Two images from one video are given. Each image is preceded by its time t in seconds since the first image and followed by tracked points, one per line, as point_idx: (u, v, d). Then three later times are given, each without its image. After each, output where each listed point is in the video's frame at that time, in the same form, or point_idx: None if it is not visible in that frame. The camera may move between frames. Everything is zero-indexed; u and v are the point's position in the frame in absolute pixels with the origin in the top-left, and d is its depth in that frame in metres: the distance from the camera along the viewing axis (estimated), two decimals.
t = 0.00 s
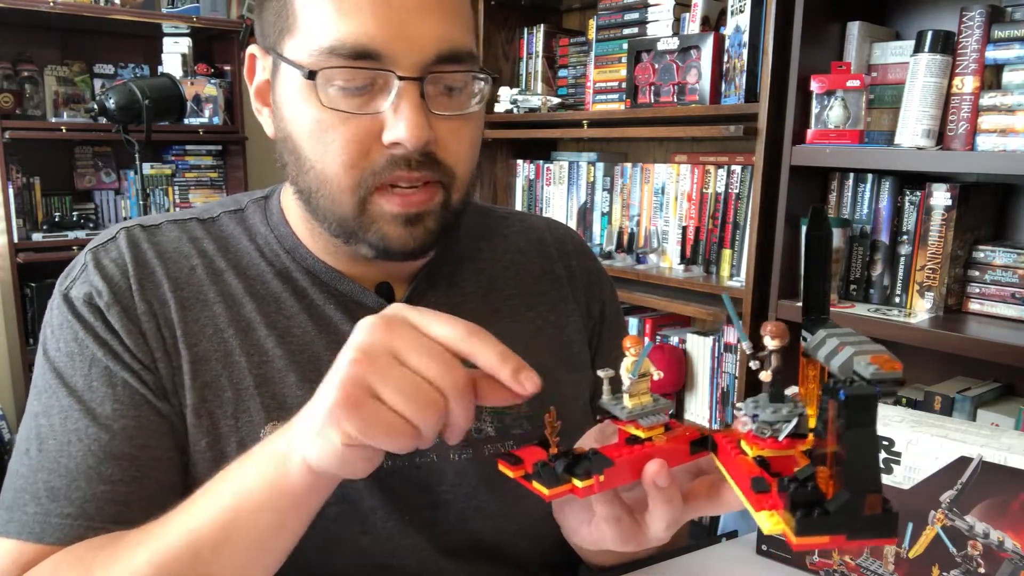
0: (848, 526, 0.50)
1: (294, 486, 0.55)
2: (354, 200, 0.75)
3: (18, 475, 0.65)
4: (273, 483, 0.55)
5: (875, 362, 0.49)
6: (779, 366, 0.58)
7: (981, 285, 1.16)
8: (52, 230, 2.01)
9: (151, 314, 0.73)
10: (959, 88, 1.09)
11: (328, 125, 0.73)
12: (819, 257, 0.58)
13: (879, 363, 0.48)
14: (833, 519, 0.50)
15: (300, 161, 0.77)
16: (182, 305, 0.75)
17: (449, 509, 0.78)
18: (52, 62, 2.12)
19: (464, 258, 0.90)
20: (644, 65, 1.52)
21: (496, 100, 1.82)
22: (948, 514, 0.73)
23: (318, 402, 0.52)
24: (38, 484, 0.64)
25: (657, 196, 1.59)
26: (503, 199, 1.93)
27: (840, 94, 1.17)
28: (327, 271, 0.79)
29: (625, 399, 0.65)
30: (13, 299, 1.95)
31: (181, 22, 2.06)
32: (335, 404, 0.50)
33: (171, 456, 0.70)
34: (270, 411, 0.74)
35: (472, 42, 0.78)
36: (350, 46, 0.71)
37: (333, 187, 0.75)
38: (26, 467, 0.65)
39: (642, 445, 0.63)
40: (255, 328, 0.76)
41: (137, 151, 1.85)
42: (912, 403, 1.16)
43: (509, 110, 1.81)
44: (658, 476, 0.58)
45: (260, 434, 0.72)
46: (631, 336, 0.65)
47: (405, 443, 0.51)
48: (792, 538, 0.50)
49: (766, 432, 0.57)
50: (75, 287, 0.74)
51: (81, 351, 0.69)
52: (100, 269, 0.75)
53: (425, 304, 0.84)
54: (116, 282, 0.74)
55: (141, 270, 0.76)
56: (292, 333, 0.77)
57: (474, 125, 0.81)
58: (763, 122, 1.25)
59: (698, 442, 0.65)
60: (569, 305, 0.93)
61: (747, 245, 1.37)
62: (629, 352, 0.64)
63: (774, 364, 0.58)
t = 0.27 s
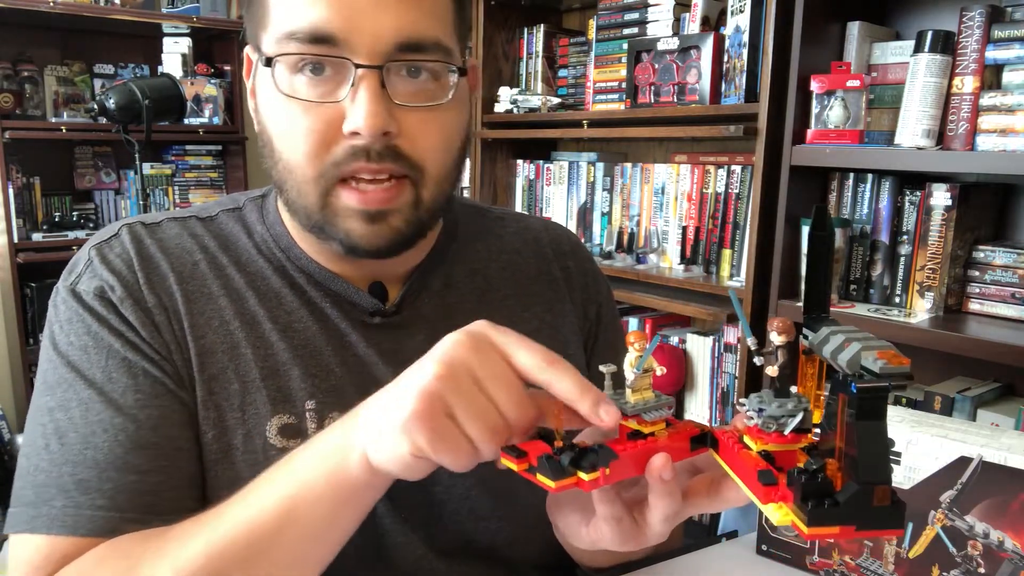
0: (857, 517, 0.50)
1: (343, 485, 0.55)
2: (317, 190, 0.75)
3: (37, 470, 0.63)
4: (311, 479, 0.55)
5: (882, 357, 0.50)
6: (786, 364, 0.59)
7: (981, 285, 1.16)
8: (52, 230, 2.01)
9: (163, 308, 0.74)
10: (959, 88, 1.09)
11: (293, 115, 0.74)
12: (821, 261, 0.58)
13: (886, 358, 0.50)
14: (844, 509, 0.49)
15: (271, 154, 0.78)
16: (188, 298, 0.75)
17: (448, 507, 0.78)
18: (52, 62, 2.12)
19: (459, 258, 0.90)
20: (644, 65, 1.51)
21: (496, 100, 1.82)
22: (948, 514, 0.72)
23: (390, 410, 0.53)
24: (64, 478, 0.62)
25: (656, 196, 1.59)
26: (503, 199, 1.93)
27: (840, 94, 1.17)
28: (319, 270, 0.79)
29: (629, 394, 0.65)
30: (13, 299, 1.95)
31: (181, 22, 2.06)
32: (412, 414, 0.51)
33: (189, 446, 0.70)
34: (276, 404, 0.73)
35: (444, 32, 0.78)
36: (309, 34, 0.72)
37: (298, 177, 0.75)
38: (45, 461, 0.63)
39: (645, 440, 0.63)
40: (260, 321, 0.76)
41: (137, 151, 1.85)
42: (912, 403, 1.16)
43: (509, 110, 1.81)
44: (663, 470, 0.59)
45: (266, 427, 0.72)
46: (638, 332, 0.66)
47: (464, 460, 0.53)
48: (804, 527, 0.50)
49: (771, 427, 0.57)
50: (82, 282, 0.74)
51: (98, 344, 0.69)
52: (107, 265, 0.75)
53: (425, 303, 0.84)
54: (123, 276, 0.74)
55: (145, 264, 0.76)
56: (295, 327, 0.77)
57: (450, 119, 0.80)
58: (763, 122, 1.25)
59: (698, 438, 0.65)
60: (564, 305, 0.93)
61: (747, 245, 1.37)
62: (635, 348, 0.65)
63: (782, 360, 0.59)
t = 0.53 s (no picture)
0: (882, 519, 0.49)
1: (370, 483, 0.54)
2: (318, 195, 0.75)
3: (52, 473, 0.62)
4: (334, 481, 0.54)
5: (898, 359, 0.50)
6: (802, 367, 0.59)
7: (981, 285, 1.16)
8: (52, 230, 2.01)
9: (173, 309, 0.74)
10: (959, 88, 1.09)
11: (293, 120, 0.74)
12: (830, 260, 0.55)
13: (902, 360, 0.50)
14: (869, 510, 0.49)
15: (271, 158, 0.78)
16: (193, 298, 0.75)
17: (450, 507, 0.78)
18: (52, 62, 2.12)
19: (458, 258, 0.90)
20: (644, 65, 1.51)
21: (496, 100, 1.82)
22: (948, 514, 0.73)
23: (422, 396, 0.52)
24: (82, 479, 0.61)
25: (656, 196, 1.59)
26: (503, 199, 1.93)
27: (840, 94, 1.17)
28: (321, 272, 0.79)
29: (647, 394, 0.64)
30: (13, 299, 1.95)
31: (181, 22, 2.06)
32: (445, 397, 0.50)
33: (204, 444, 0.69)
34: (285, 402, 0.73)
35: (443, 35, 0.78)
36: (307, 39, 0.72)
37: (298, 182, 0.75)
38: (60, 463, 0.62)
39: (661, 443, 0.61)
40: (265, 320, 0.76)
41: (137, 151, 1.85)
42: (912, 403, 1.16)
43: (509, 110, 1.81)
44: (681, 474, 0.58)
45: (275, 426, 0.72)
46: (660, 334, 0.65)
47: (499, 445, 0.52)
48: (829, 528, 0.49)
49: (787, 428, 0.57)
50: (86, 284, 0.73)
51: (108, 344, 0.68)
52: (112, 266, 0.75)
53: (426, 303, 0.84)
54: (127, 277, 0.74)
55: (149, 264, 0.76)
56: (298, 326, 0.77)
57: (449, 121, 0.80)
58: (763, 122, 1.25)
59: (710, 441, 0.63)
60: (564, 304, 0.93)
61: (747, 245, 1.37)
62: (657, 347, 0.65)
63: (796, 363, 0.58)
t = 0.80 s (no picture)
0: (889, 534, 0.50)
1: (389, 479, 0.54)
2: (325, 201, 0.75)
3: (61, 467, 0.62)
4: (350, 477, 0.54)
5: (906, 374, 0.49)
6: (809, 379, 0.58)
7: (981, 285, 1.16)
8: (52, 230, 2.01)
9: (180, 305, 0.74)
10: (959, 88, 1.09)
11: (301, 122, 0.74)
12: (834, 263, 0.55)
13: (910, 375, 0.49)
14: (876, 526, 0.49)
15: (277, 160, 0.78)
16: (197, 295, 0.75)
17: (451, 507, 0.78)
18: (52, 62, 2.12)
19: (459, 258, 0.90)
20: (644, 65, 1.52)
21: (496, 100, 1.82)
22: (947, 514, 0.73)
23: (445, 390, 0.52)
24: (92, 473, 0.61)
25: (656, 196, 1.59)
26: (503, 199, 1.93)
27: (840, 94, 1.17)
28: (321, 272, 0.79)
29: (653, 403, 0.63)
30: (13, 299, 1.95)
31: (181, 22, 2.06)
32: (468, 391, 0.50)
33: (211, 439, 0.69)
34: (288, 400, 0.74)
35: (450, 38, 0.78)
36: (316, 42, 0.72)
37: (306, 188, 0.75)
38: (68, 458, 0.62)
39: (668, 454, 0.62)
40: (268, 318, 0.76)
41: (137, 151, 1.85)
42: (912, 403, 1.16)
43: (509, 110, 1.81)
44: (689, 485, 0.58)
45: (278, 423, 0.72)
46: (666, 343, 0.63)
47: (523, 438, 0.52)
48: (836, 544, 0.49)
49: (794, 441, 0.56)
50: (91, 280, 0.73)
51: (114, 339, 0.68)
52: (117, 262, 0.75)
53: (427, 303, 0.84)
54: (132, 273, 0.74)
55: (153, 261, 0.76)
56: (301, 325, 0.77)
57: (454, 125, 0.80)
58: (763, 122, 1.25)
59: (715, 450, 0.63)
60: (564, 305, 0.93)
61: (747, 245, 1.37)
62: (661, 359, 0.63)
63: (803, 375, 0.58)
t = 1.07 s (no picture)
0: (877, 526, 0.49)
1: (376, 480, 0.54)
2: (335, 201, 0.74)
3: (53, 467, 0.62)
4: (334, 477, 0.54)
5: (894, 365, 0.49)
6: (799, 372, 0.58)
7: (981, 285, 1.16)
8: (52, 230, 2.01)
9: (173, 304, 0.74)
10: (959, 88, 1.09)
11: (310, 126, 0.74)
12: (827, 259, 0.55)
13: (898, 366, 0.49)
14: (864, 516, 0.48)
15: (285, 163, 0.77)
16: (193, 295, 0.75)
17: (449, 507, 0.78)
18: (52, 62, 2.12)
19: (458, 258, 0.90)
20: (644, 65, 1.51)
21: (496, 100, 1.81)
22: (948, 514, 0.73)
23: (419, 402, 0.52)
24: (82, 473, 0.62)
25: (656, 197, 1.59)
26: (503, 199, 1.93)
27: (840, 94, 1.17)
28: (322, 272, 0.79)
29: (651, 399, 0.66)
30: (13, 299, 1.95)
31: (181, 22, 2.06)
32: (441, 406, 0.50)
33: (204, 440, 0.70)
34: (283, 401, 0.73)
35: (458, 41, 0.78)
36: (329, 44, 0.72)
37: (315, 188, 0.75)
38: (60, 457, 0.63)
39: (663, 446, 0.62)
40: (265, 318, 0.76)
41: (137, 151, 1.85)
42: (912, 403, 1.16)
43: (509, 110, 1.81)
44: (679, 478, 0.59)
45: (273, 424, 0.72)
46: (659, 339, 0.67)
47: (497, 451, 0.52)
48: (824, 534, 0.48)
49: (784, 433, 0.56)
50: (89, 279, 0.73)
51: (109, 339, 0.69)
52: (115, 261, 0.75)
53: (426, 303, 0.84)
54: (130, 273, 0.74)
55: (151, 260, 0.76)
56: (298, 326, 0.77)
57: (462, 126, 0.80)
58: (763, 122, 1.25)
59: (709, 443, 0.63)
60: (564, 305, 0.93)
61: (747, 245, 1.37)
62: (659, 355, 0.66)
63: (793, 367, 0.58)
